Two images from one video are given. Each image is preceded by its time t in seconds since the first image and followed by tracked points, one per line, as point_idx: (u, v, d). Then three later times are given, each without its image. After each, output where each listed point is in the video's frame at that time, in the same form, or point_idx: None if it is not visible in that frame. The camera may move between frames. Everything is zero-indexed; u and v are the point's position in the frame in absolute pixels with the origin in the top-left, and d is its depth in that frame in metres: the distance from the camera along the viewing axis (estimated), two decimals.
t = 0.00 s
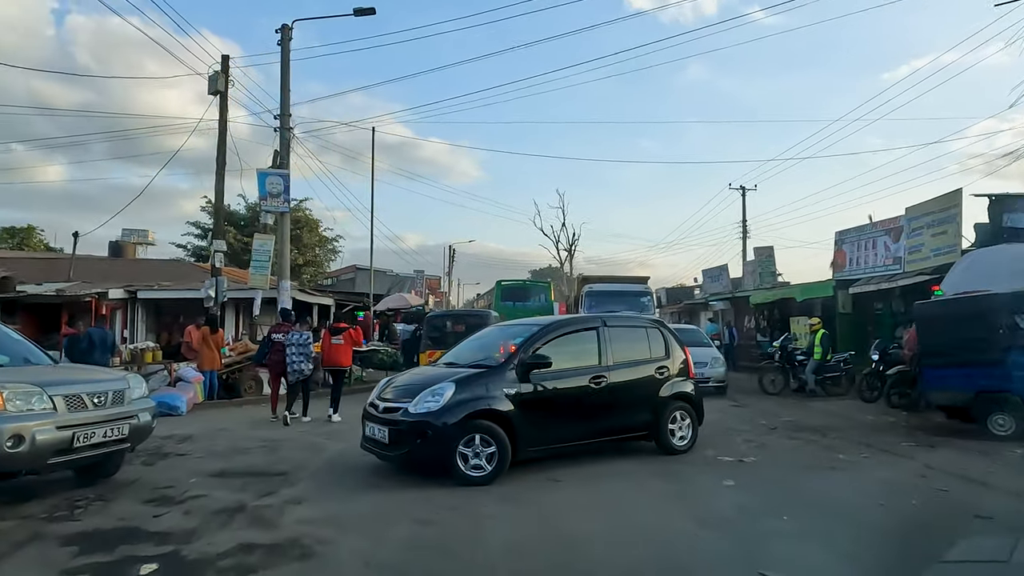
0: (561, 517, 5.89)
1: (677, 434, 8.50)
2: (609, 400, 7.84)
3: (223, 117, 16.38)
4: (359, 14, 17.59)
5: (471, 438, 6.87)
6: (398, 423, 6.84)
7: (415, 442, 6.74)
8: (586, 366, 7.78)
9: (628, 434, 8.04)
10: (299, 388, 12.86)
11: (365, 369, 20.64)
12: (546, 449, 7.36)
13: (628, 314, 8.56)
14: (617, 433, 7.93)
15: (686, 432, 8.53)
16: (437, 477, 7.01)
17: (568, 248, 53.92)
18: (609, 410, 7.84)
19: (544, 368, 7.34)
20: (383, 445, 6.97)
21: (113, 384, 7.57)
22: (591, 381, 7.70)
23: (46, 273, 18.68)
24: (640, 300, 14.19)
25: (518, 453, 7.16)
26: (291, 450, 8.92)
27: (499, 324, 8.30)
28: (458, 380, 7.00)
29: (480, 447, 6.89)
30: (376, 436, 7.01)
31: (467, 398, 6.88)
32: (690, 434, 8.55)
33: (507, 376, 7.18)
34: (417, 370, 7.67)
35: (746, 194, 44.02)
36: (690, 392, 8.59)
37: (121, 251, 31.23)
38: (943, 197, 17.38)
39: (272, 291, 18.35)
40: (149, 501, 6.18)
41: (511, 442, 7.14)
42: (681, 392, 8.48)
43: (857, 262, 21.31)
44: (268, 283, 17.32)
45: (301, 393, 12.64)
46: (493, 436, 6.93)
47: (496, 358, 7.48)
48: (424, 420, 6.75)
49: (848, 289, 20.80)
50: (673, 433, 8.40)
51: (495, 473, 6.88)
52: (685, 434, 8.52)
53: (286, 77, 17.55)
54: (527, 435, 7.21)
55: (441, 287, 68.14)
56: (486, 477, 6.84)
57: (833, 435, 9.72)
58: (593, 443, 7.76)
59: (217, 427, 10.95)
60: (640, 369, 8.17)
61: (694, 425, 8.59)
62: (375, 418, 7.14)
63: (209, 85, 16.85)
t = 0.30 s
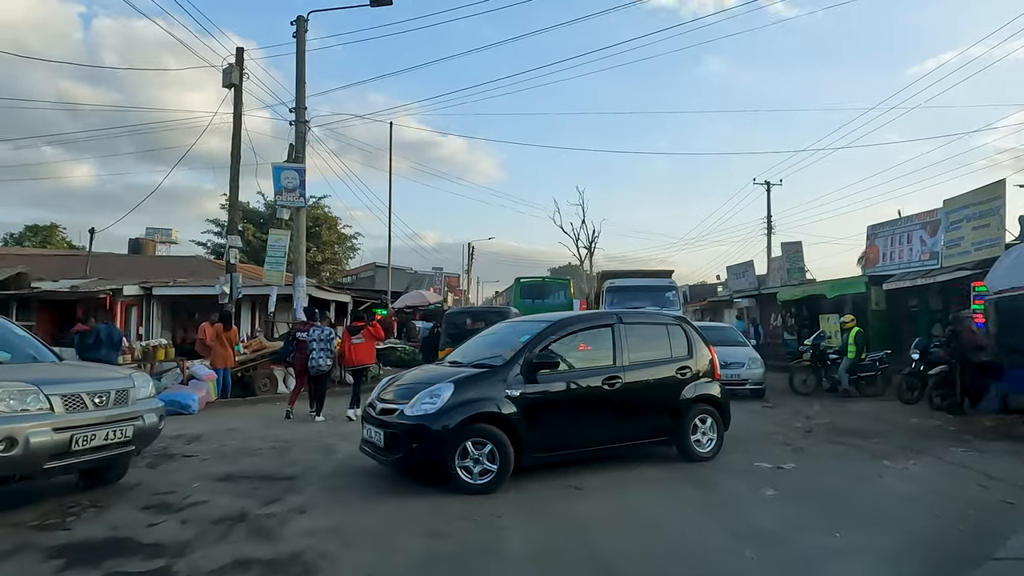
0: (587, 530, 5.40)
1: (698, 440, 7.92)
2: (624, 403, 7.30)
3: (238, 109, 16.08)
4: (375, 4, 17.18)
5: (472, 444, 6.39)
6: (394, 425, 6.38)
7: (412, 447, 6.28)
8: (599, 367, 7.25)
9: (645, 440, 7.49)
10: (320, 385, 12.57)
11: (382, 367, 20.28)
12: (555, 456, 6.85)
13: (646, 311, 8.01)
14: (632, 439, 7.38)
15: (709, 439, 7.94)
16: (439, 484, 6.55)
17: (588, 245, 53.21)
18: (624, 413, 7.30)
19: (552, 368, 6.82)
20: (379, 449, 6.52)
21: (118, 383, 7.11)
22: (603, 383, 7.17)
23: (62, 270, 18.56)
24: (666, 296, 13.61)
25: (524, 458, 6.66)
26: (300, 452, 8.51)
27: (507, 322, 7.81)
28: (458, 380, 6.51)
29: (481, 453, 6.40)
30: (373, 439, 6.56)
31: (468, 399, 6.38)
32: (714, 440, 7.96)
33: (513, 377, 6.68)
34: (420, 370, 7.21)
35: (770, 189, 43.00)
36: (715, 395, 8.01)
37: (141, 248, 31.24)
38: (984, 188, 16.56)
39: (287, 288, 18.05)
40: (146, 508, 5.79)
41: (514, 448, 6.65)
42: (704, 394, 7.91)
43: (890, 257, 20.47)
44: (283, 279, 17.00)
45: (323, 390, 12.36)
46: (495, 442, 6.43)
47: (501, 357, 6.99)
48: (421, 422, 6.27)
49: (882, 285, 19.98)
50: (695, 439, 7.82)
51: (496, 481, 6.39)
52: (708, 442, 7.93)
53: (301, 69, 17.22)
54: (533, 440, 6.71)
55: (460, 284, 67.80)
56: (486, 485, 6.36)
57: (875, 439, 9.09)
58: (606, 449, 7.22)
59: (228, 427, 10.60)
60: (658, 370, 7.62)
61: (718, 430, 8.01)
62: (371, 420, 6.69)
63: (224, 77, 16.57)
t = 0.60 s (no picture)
0: (616, 544, 4.93)
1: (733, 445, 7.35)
2: (651, 405, 6.77)
3: (255, 103, 15.82)
4: None
5: (485, 448, 5.93)
6: (402, 427, 5.95)
7: (421, 451, 5.84)
8: (623, 366, 6.74)
9: (674, 445, 6.95)
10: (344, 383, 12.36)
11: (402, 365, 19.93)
12: (575, 462, 6.36)
13: (675, 306, 7.48)
14: (660, 443, 6.85)
15: (746, 444, 7.35)
16: (452, 491, 6.10)
17: (612, 243, 52.45)
18: (651, 416, 6.77)
19: (573, 367, 6.33)
20: (387, 453, 6.10)
21: (125, 382, 6.50)
22: (629, 383, 6.65)
23: (83, 267, 18.53)
24: (696, 292, 13.02)
25: (543, 464, 6.19)
26: (313, 454, 8.14)
27: (526, 319, 7.33)
28: (471, 379, 6.06)
29: (495, 459, 5.93)
30: (382, 442, 6.15)
31: (482, 400, 5.93)
32: (750, 446, 7.36)
33: (530, 376, 6.21)
34: (433, 369, 6.77)
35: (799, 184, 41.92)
36: (752, 397, 7.42)
37: (164, 246, 31.34)
38: None
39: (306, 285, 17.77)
40: (144, 516, 5.44)
41: (531, 454, 6.17)
42: (739, 395, 7.34)
43: (929, 252, 19.58)
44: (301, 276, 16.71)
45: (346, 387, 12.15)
46: (510, 447, 5.95)
47: (518, 355, 6.51)
48: (430, 424, 5.83)
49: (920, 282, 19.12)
50: (730, 444, 7.25)
51: (511, 489, 5.91)
52: (744, 447, 7.33)
53: (320, 61, 16.91)
54: (553, 445, 6.22)
55: (482, 282, 67.43)
56: (501, 492, 5.89)
57: (925, 445, 8.46)
58: (631, 455, 6.70)
59: (242, 426, 10.30)
60: (688, 369, 7.07)
61: (755, 434, 7.41)
62: (380, 422, 6.28)
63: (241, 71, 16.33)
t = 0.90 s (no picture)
0: (649, 568, 4.49)
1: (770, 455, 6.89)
2: (683, 413, 6.32)
3: (273, 100, 15.60)
4: None
5: (505, 458, 5.53)
6: (416, 435, 5.56)
7: (436, 460, 5.46)
8: (653, 369, 6.29)
9: (708, 455, 6.50)
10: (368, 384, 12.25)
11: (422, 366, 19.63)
12: (601, 473, 5.93)
13: (709, 306, 7.01)
14: (692, 453, 6.40)
15: (784, 454, 6.89)
16: (470, 503, 5.72)
17: (634, 242, 51.75)
18: (683, 424, 6.32)
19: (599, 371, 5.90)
20: (401, 461, 5.73)
21: (134, 386, 5.86)
22: (659, 389, 6.21)
23: (103, 267, 18.51)
24: (727, 291, 12.48)
25: (567, 475, 5.77)
26: (326, 459, 7.81)
27: (549, 319, 6.92)
28: (491, 383, 5.66)
29: (516, 470, 5.53)
30: (395, 450, 5.77)
31: (502, 406, 5.52)
32: (789, 456, 6.90)
33: (554, 380, 5.79)
34: (450, 371, 6.38)
35: (827, 181, 40.90)
36: (790, 404, 6.95)
37: (186, 247, 31.48)
38: None
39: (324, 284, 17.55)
40: (143, 528, 5.11)
41: (554, 464, 5.76)
42: (777, 402, 6.87)
43: (968, 251, 18.79)
44: (320, 275, 16.47)
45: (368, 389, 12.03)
46: (532, 457, 5.54)
47: (540, 357, 6.10)
48: (446, 432, 5.43)
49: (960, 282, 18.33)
50: (767, 454, 6.80)
51: (533, 501, 5.51)
52: (782, 457, 6.88)
53: (338, 58, 16.67)
54: (577, 455, 5.80)
55: (504, 283, 67.08)
56: (522, 506, 5.49)
57: (977, 455, 7.87)
58: (662, 466, 6.26)
59: (257, 430, 10.03)
60: (723, 374, 6.61)
61: (793, 444, 6.94)
62: (393, 429, 5.91)
63: (259, 68, 16.14)
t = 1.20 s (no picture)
0: None
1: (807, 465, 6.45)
2: (714, 420, 5.90)
3: (289, 98, 15.41)
4: None
5: (522, 468, 5.15)
6: (427, 442, 5.21)
7: (449, 470, 5.10)
8: (680, 373, 5.88)
9: (740, 465, 6.07)
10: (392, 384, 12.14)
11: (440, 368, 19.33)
12: (627, 485, 5.54)
13: (740, 305, 6.59)
14: (723, 463, 5.97)
15: (822, 464, 6.45)
16: (486, 515, 5.36)
17: (656, 243, 51.03)
18: (714, 432, 5.90)
19: (623, 375, 5.50)
20: (411, 470, 5.38)
21: (140, 390, 5.22)
22: (687, 394, 5.79)
23: (122, 268, 18.50)
24: (759, 290, 11.98)
25: (589, 486, 5.39)
26: (336, 466, 7.50)
27: (569, 319, 6.53)
28: (507, 387, 5.29)
29: (534, 481, 5.15)
30: (406, 457, 5.43)
31: (519, 413, 5.15)
32: (827, 465, 6.46)
33: (575, 385, 5.41)
34: (465, 374, 6.02)
35: (855, 179, 39.96)
36: (829, 411, 6.50)
37: (207, 248, 31.58)
38: None
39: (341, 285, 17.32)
40: (138, 541, 4.81)
41: (575, 475, 5.38)
42: (815, 409, 6.42)
43: (1007, 249, 18.04)
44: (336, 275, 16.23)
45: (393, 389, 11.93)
46: (551, 467, 5.16)
47: (559, 359, 5.72)
48: (459, 439, 5.07)
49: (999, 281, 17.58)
50: (804, 464, 6.36)
51: (552, 514, 5.14)
52: (821, 467, 6.45)
53: (354, 56, 16.45)
54: (600, 465, 5.42)
55: (524, 284, 66.68)
56: (541, 519, 5.12)
57: None
58: (691, 477, 5.85)
59: (269, 433, 9.77)
60: (756, 378, 6.17)
61: (832, 453, 6.50)
62: (404, 435, 5.56)
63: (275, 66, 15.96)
